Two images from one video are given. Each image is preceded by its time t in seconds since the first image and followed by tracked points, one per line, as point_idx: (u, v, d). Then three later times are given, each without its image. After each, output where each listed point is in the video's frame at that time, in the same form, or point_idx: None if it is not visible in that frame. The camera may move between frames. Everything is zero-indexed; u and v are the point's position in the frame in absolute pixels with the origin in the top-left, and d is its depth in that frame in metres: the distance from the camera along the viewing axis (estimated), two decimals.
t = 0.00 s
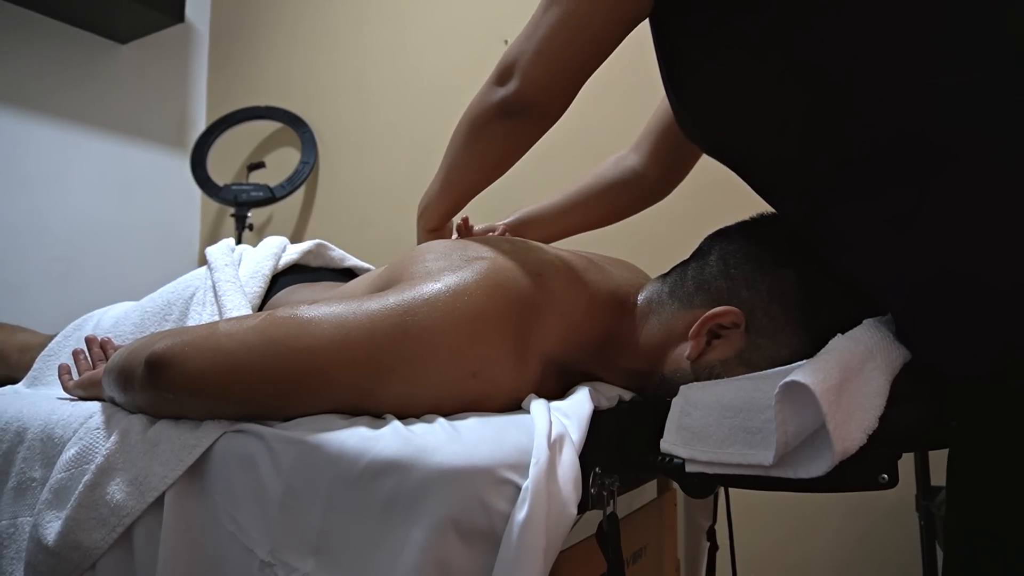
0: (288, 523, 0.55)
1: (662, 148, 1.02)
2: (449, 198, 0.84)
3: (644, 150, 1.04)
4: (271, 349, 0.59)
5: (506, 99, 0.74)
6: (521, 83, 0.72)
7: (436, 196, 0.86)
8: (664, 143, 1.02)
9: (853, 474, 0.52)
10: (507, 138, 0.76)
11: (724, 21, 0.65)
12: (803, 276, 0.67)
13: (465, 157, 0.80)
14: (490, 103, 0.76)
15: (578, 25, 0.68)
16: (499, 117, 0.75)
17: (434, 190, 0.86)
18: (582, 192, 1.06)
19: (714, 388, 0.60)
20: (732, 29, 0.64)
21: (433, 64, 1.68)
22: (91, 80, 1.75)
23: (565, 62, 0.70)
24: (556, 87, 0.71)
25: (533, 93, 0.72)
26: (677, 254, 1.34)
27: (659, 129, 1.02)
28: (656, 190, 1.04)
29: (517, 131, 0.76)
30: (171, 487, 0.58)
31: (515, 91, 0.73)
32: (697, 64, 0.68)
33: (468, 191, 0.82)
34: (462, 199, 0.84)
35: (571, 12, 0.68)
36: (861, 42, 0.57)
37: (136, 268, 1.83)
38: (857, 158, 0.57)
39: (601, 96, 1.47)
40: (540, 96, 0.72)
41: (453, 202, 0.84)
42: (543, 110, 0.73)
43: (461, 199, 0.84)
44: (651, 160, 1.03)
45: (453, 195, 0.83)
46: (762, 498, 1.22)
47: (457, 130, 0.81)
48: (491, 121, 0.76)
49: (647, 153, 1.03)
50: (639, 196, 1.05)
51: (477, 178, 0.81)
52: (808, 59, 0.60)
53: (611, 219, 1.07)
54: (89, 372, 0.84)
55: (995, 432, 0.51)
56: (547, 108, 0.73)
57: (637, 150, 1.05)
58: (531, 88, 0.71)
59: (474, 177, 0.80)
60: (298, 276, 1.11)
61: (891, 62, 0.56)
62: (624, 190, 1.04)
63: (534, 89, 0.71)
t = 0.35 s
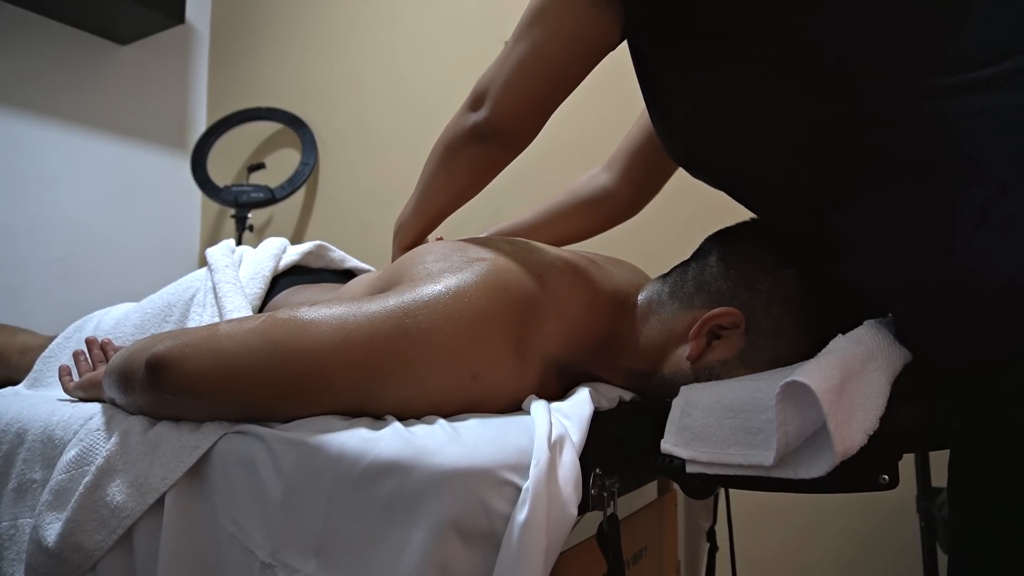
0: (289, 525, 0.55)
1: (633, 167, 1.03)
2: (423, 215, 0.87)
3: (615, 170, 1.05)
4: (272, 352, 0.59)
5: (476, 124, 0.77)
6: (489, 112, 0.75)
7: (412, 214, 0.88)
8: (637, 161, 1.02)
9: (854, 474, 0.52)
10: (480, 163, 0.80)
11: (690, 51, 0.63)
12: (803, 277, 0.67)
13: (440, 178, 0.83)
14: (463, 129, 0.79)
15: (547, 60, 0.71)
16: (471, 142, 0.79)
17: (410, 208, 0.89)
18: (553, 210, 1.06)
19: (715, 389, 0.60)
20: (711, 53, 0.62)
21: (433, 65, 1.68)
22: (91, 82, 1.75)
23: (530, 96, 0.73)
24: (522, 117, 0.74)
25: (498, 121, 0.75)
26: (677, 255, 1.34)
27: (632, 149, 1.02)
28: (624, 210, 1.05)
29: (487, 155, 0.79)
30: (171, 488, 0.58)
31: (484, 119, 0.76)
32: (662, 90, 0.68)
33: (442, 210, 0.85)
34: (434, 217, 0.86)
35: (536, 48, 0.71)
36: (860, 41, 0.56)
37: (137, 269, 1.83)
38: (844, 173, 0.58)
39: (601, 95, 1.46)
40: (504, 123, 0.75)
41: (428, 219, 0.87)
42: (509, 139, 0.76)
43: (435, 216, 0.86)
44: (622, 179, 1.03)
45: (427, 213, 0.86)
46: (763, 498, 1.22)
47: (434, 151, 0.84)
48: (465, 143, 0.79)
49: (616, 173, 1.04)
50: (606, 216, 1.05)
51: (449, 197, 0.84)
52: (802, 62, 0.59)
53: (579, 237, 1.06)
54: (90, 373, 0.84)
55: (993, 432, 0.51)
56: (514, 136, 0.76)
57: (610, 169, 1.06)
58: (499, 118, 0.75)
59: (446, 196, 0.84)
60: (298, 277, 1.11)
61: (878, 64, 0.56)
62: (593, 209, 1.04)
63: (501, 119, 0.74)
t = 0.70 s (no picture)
0: (288, 526, 0.55)
1: (645, 160, 1.03)
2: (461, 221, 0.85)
3: (628, 163, 1.04)
4: (273, 355, 0.59)
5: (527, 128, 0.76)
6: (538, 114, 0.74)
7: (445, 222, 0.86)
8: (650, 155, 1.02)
9: (853, 475, 0.53)
10: (522, 169, 0.79)
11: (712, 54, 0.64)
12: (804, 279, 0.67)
13: (480, 182, 0.82)
14: (507, 134, 0.78)
15: (592, 57, 0.70)
16: (516, 147, 0.78)
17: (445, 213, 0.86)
18: (566, 205, 1.05)
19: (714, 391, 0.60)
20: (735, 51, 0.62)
21: (433, 67, 1.69)
22: (90, 83, 1.75)
23: (575, 102, 0.72)
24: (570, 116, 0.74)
25: (549, 122, 0.74)
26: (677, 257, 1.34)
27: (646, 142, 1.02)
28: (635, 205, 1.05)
29: (527, 164, 0.79)
30: (171, 490, 0.58)
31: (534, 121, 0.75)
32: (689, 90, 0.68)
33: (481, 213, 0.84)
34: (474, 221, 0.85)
35: (581, 49, 0.70)
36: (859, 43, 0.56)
37: (136, 270, 1.83)
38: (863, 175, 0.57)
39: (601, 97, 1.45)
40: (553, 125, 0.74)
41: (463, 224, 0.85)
42: (558, 140, 0.76)
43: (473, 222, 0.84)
44: (635, 170, 1.03)
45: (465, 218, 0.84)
46: (763, 500, 1.22)
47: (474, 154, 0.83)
48: (513, 148, 0.78)
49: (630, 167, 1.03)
50: (618, 212, 1.05)
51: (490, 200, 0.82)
52: (810, 58, 0.58)
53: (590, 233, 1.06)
54: (89, 375, 0.84)
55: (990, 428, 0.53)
56: (561, 136, 0.76)
57: (622, 162, 1.06)
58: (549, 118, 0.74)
59: (487, 199, 0.82)
60: (298, 279, 1.11)
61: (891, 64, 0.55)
62: (604, 205, 1.04)
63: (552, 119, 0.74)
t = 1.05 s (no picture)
0: (286, 525, 0.55)
1: (755, 139, 0.92)
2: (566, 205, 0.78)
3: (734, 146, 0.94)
4: (274, 355, 0.59)
5: (630, 108, 0.66)
6: (643, 91, 0.64)
7: (554, 209, 0.80)
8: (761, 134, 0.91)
9: (851, 476, 0.52)
10: (639, 145, 0.69)
11: (764, 39, 0.63)
12: (803, 279, 0.67)
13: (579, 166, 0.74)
14: (607, 113, 0.68)
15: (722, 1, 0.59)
16: (623, 133, 0.68)
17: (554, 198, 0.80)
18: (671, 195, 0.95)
19: (712, 391, 0.60)
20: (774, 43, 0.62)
21: (433, 66, 1.68)
22: (89, 82, 1.74)
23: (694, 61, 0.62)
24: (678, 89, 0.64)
25: (653, 101, 0.64)
26: (677, 257, 1.34)
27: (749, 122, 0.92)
28: (746, 194, 0.94)
29: (646, 140, 0.68)
30: (170, 489, 0.58)
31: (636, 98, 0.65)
32: (742, 70, 0.67)
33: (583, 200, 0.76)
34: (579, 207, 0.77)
35: None
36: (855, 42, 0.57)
37: (135, 269, 1.83)
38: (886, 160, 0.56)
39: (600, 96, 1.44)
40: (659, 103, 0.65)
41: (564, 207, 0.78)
42: (668, 119, 0.66)
43: (580, 209, 0.77)
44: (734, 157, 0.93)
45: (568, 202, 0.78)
46: (762, 500, 1.22)
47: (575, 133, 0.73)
48: (612, 132, 0.69)
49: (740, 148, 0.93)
50: (726, 200, 0.94)
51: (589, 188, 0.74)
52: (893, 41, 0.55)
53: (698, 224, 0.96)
54: (88, 373, 0.83)
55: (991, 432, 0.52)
56: (671, 113, 0.66)
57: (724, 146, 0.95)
58: (663, 92, 0.64)
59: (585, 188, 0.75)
60: (298, 278, 1.11)
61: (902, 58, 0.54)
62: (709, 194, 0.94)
63: (660, 96, 0.64)
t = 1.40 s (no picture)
0: (287, 524, 0.55)
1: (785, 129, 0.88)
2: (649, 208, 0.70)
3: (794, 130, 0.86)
4: (274, 354, 0.59)
5: (720, 91, 0.58)
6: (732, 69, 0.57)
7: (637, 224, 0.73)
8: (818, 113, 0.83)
9: (851, 475, 0.52)
10: (742, 131, 0.60)
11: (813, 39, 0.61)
12: (800, 279, 0.67)
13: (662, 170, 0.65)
14: (691, 104, 0.60)
15: None
16: (722, 125, 0.60)
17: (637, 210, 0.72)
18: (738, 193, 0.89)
19: (713, 390, 0.60)
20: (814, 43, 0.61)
21: (433, 66, 1.68)
22: (90, 81, 1.74)
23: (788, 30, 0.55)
24: (778, 62, 0.56)
25: (749, 79, 0.57)
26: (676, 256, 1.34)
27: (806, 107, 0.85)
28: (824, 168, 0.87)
29: (747, 124, 0.60)
30: (170, 488, 0.58)
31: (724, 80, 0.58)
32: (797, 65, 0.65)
33: (670, 206, 0.67)
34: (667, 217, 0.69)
35: None
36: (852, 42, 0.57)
37: (135, 269, 1.83)
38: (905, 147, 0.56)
39: (600, 95, 1.44)
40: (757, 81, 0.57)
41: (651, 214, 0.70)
42: (766, 97, 0.58)
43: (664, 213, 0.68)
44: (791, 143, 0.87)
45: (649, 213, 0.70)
46: (762, 498, 1.22)
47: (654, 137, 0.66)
48: (700, 123, 0.60)
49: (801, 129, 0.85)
50: (808, 181, 0.87)
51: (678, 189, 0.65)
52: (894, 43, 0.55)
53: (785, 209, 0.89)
54: (88, 373, 0.84)
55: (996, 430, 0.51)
56: (770, 92, 0.58)
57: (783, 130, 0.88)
58: (760, 65, 0.56)
59: (672, 189, 0.66)
60: (298, 277, 1.11)
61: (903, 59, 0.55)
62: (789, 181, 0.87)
63: (760, 72, 0.56)
